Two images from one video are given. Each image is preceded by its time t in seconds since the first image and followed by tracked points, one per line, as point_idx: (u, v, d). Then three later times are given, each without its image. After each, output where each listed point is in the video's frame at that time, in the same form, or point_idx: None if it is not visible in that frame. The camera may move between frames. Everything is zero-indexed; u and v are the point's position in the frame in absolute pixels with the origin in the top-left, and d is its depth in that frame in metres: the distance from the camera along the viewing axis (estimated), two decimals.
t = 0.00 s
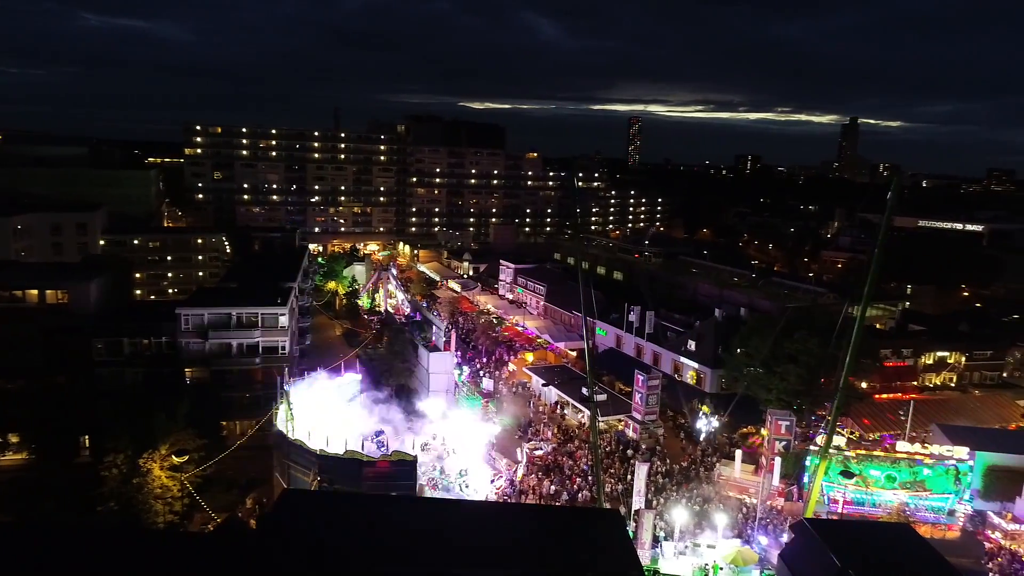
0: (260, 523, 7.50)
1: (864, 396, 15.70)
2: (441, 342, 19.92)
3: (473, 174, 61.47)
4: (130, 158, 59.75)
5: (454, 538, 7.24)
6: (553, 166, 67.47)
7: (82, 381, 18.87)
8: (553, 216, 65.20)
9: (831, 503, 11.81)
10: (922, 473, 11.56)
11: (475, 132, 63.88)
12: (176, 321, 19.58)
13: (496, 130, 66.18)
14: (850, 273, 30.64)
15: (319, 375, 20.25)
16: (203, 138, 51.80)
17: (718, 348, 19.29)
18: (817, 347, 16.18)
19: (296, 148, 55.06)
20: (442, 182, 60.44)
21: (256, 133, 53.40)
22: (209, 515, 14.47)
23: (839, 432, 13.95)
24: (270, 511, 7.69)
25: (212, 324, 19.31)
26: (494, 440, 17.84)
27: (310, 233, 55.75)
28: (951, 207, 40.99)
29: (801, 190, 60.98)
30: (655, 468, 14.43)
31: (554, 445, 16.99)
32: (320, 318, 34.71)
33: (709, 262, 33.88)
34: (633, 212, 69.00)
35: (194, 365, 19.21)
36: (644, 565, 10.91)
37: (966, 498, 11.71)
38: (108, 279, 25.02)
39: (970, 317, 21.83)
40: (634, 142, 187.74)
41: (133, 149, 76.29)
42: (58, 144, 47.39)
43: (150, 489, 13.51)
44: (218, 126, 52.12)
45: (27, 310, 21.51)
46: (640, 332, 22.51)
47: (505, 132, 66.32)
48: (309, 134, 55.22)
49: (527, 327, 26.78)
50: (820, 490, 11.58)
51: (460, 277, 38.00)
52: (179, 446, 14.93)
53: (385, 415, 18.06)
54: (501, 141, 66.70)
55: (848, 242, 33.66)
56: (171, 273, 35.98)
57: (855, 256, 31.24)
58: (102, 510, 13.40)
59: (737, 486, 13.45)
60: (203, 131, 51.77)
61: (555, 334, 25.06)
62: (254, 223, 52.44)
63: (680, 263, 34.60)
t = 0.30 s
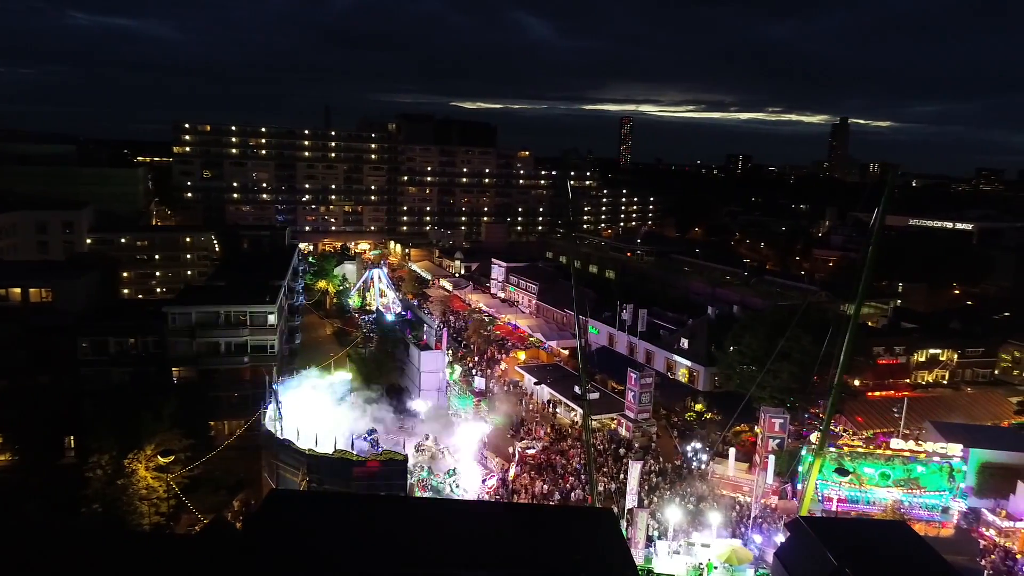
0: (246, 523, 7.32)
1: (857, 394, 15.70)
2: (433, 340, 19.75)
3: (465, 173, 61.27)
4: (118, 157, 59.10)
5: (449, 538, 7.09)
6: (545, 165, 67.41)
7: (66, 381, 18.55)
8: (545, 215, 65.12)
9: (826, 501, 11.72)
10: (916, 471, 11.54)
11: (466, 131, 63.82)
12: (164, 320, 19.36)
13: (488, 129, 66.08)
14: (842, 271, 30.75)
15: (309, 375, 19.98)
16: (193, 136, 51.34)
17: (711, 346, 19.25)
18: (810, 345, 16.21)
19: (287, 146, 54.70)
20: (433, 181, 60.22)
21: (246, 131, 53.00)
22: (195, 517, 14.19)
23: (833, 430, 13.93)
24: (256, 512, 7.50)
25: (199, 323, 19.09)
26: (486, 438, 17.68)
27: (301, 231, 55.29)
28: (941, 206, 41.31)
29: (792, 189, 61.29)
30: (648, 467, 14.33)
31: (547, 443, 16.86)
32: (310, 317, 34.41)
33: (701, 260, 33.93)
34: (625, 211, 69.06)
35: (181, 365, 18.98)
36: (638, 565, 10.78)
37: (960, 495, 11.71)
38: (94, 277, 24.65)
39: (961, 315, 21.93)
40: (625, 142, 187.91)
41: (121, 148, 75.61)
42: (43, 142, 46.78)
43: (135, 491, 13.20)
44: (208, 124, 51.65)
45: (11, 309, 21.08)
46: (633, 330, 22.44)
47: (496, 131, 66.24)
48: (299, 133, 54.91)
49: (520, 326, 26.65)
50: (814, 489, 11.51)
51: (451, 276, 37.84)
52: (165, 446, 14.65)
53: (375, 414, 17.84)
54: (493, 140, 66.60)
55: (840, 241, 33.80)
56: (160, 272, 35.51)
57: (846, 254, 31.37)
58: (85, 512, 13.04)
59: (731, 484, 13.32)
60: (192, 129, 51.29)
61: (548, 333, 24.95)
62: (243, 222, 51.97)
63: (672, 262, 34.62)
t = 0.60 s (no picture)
0: (243, 523, 7.19)
1: (863, 393, 15.52)
2: (434, 339, 19.64)
3: (466, 171, 61.11)
4: (119, 156, 59.04)
5: (451, 537, 6.98)
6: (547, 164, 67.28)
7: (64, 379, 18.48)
8: (546, 213, 65.01)
9: (831, 501, 11.55)
10: (922, 471, 11.38)
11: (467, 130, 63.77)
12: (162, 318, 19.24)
13: (489, 128, 65.99)
14: (845, 270, 30.59)
15: (309, 372, 19.82)
16: (193, 134, 51.19)
17: (714, 344, 19.12)
18: (815, 343, 16.07)
19: (288, 145, 54.61)
20: (435, 180, 60.08)
21: (246, 129, 52.94)
22: (193, 516, 14.06)
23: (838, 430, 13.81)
24: (254, 511, 7.38)
25: (198, 321, 18.96)
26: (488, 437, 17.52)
27: (302, 230, 55.16)
28: (944, 205, 41.13)
29: (794, 189, 61.13)
30: (652, 466, 14.19)
31: (549, 442, 16.73)
32: (311, 316, 34.31)
33: (704, 259, 33.80)
34: (627, 210, 68.87)
35: (180, 363, 18.82)
36: (642, 566, 10.67)
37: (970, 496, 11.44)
38: (92, 275, 24.55)
39: (965, 314, 21.78)
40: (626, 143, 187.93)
41: (123, 148, 75.76)
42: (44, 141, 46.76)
43: (132, 490, 13.09)
44: (208, 123, 51.49)
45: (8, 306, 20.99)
46: (636, 329, 22.29)
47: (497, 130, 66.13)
48: (300, 131, 54.86)
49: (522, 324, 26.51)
50: (820, 488, 11.36)
51: (453, 275, 37.73)
52: (163, 445, 14.52)
53: (378, 414, 17.80)
54: (494, 138, 66.50)
55: (843, 240, 33.67)
56: (160, 270, 35.33)
57: (850, 253, 31.22)
58: (82, 512, 12.93)
59: (735, 484, 13.18)
60: (192, 127, 51.10)
61: (550, 331, 24.83)
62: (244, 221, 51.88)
63: (674, 260, 34.50)
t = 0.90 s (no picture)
0: (243, 523, 7.09)
1: (870, 392, 15.38)
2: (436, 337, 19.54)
3: (469, 170, 61.03)
4: (122, 155, 59.08)
5: (457, 534, 6.91)
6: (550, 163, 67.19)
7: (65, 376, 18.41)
8: (550, 212, 64.91)
9: (837, 501, 11.48)
10: (931, 472, 11.25)
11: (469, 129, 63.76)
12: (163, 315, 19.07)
13: (492, 127, 65.91)
14: (851, 269, 30.46)
15: (311, 374, 19.83)
16: (196, 133, 50.98)
17: (719, 343, 19.00)
18: (821, 342, 15.95)
19: (291, 144, 54.56)
20: (438, 178, 59.92)
21: (249, 128, 52.89)
22: (193, 514, 14.00)
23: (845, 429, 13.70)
24: (255, 510, 7.28)
25: (199, 318, 18.83)
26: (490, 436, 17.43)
27: (305, 229, 55.17)
28: (950, 205, 40.93)
29: (799, 188, 60.93)
30: (656, 465, 14.07)
31: (552, 441, 16.64)
32: (313, 314, 34.26)
33: (708, 258, 33.67)
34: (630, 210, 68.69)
35: (180, 361, 18.79)
36: (646, 567, 10.57)
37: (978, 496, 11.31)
38: (93, 272, 24.48)
39: (973, 313, 21.62)
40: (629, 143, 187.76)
41: (127, 147, 75.91)
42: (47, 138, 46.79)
43: (130, 488, 13.04)
44: (211, 121, 51.37)
45: (9, 303, 20.94)
46: (639, 328, 22.17)
47: (501, 128, 66.03)
48: (303, 130, 54.82)
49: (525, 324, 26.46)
50: (827, 488, 11.25)
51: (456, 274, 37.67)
52: (162, 443, 14.54)
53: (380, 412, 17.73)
54: (497, 137, 66.40)
55: (848, 239, 33.50)
56: (162, 269, 35.37)
57: (856, 252, 31.07)
58: (80, 509, 12.90)
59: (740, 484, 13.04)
60: (195, 125, 50.92)
61: (553, 330, 24.74)
62: (247, 219, 51.88)
63: (678, 259, 34.36)
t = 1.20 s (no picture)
0: (241, 522, 7.01)
1: (876, 391, 15.24)
2: (438, 336, 19.43)
3: (472, 169, 60.97)
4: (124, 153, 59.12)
5: (459, 533, 6.84)
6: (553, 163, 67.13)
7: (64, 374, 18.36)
8: (553, 211, 64.86)
9: (843, 502, 11.35)
10: (938, 472, 11.13)
11: (472, 128, 63.71)
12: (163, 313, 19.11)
13: (495, 125, 65.85)
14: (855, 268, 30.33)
15: (312, 371, 19.74)
16: (198, 131, 50.95)
17: (723, 342, 18.89)
18: (827, 341, 15.84)
19: (293, 142, 54.54)
20: (440, 177, 59.85)
21: (252, 126, 52.79)
22: (191, 514, 13.95)
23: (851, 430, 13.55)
24: (254, 509, 7.21)
25: (199, 315, 18.86)
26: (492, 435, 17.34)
27: (307, 228, 55.22)
28: (955, 204, 40.76)
29: (803, 188, 60.81)
30: (660, 465, 13.96)
31: (555, 440, 16.53)
32: (315, 313, 34.23)
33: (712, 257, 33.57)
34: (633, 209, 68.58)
35: (180, 358, 18.79)
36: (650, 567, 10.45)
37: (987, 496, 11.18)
38: (94, 270, 24.44)
39: (980, 312, 21.45)
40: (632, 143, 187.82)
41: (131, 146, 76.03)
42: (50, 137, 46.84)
43: (128, 486, 12.95)
44: (213, 120, 51.28)
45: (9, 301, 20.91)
46: (643, 326, 22.07)
47: (503, 127, 65.98)
48: (306, 128, 54.75)
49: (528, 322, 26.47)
50: (834, 488, 11.10)
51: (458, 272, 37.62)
52: (160, 440, 14.45)
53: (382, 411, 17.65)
54: (500, 136, 66.35)
55: (853, 238, 33.36)
56: (163, 267, 35.31)
57: (860, 251, 30.96)
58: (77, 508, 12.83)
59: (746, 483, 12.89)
60: (198, 124, 50.92)
61: (556, 328, 24.67)
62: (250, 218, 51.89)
63: (682, 258, 34.27)
